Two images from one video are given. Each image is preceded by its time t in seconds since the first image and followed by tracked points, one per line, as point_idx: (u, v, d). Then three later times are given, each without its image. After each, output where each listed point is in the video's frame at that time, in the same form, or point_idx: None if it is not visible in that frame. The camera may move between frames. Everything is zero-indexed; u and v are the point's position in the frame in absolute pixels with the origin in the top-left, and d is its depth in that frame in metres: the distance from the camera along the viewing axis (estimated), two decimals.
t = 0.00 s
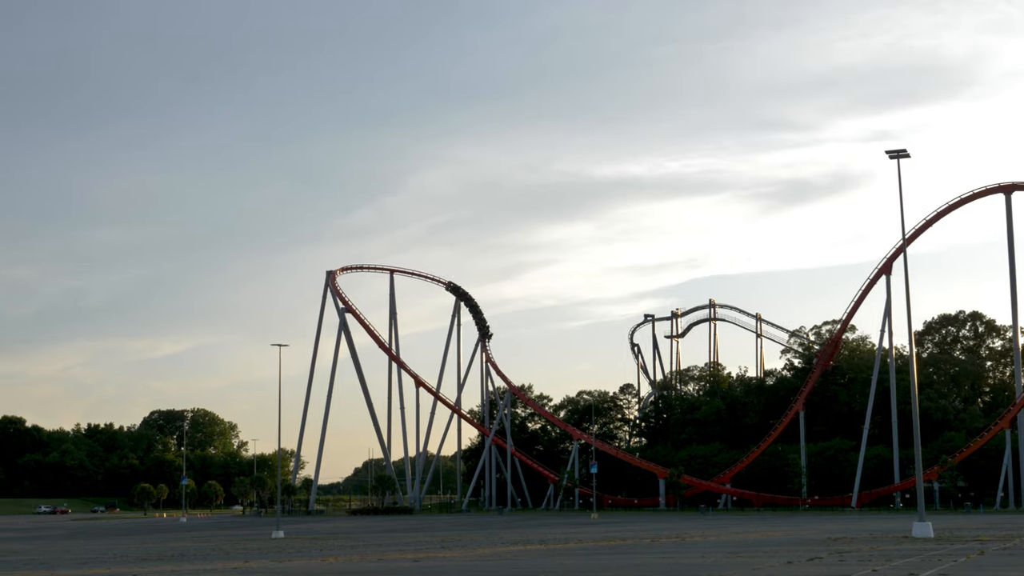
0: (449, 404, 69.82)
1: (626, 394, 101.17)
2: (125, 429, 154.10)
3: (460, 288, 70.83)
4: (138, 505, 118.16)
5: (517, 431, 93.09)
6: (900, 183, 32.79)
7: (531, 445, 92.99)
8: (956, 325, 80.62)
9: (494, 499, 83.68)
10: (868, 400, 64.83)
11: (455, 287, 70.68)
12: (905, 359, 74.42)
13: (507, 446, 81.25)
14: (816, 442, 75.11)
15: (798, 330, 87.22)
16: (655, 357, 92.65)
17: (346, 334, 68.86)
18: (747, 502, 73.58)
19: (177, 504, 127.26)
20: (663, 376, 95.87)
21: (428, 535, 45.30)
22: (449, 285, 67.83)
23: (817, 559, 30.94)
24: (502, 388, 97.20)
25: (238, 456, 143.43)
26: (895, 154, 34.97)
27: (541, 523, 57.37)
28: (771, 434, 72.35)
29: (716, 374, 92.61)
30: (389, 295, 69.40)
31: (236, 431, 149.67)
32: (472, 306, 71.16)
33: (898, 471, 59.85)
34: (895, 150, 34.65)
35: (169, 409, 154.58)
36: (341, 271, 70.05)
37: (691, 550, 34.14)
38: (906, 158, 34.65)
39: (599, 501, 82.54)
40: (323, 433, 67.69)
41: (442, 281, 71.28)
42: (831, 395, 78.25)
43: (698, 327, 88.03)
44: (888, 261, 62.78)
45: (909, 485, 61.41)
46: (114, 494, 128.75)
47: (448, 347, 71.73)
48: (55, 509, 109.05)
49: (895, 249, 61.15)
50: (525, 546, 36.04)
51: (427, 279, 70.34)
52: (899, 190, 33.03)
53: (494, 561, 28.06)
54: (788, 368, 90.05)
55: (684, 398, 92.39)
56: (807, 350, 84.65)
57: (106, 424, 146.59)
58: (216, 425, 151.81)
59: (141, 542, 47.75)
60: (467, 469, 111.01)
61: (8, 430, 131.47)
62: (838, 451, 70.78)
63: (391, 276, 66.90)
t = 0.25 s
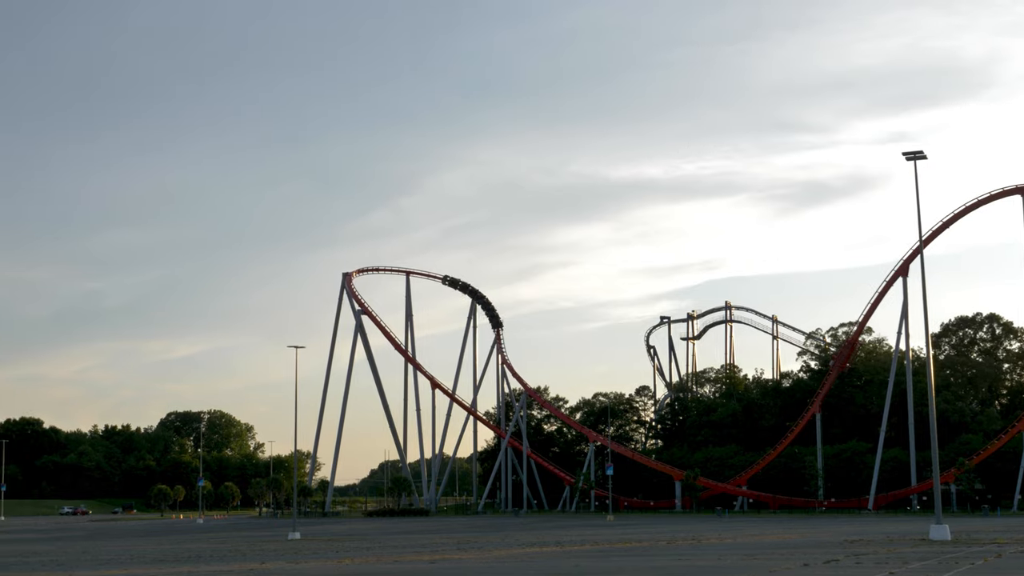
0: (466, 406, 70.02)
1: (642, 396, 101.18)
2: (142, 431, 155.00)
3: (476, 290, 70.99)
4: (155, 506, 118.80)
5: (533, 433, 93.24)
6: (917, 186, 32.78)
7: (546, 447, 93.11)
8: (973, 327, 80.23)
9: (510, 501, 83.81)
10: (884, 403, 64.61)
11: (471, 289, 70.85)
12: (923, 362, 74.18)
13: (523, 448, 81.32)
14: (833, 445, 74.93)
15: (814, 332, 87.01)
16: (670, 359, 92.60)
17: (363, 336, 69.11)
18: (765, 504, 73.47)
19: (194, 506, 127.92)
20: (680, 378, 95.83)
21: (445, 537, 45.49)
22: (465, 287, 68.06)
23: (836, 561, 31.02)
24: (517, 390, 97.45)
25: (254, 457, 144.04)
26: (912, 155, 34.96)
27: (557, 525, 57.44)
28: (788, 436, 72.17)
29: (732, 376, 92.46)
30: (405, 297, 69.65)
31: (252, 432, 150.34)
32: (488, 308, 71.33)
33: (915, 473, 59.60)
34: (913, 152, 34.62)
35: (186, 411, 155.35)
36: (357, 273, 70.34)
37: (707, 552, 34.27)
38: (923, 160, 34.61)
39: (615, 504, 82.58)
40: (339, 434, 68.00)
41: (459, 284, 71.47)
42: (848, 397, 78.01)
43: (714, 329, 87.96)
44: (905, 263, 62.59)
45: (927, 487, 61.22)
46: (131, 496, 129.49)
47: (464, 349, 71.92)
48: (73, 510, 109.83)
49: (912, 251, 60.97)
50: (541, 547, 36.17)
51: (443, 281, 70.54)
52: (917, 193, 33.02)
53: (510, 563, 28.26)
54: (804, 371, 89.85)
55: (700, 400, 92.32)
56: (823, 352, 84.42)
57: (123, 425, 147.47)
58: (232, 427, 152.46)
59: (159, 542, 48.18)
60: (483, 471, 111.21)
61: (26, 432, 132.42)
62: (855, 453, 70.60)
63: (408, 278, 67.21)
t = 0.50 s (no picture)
0: (482, 408, 70.22)
1: (657, 397, 101.15)
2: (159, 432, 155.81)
3: (492, 291, 71.15)
4: (173, 508, 119.50)
5: (548, 434, 93.38)
6: (934, 188, 32.79)
7: (562, 449, 93.25)
8: (990, 329, 79.88)
9: (526, 502, 83.96)
10: (902, 405, 64.37)
11: (486, 290, 71.03)
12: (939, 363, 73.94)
13: (539, 450, 81.45)
14: (849, 446, 74.77)
15: (831, 333, 86.81)
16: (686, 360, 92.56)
17: (378, 337, 69.40)
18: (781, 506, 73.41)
19: (211, 507, 128.62)
20: (695, 379, 95.73)
21: (461, 538, 45.73)
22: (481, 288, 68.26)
23: (852, 564, 31.10)
24: (533, 391, 97.65)
25: (270, 459, 144.58)
26: (928, 155, 34.90)
27: (573, 527, 57.55)
28: (804, 438, 72.05)
29: (748, 377, 92.35)
30: (421, 298, 69.89)
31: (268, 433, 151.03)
32: (503, 310, 71.54)
33: (932, 475, 59.38)
34: (929, 153, 34.63)
35: (202, 412, 156.00)
36: (373, 275, 70.65)
37: (723, 554, 34.38)
38: (940, 162, 34.65)
39: (631, 506, 82.63)
40: (355, 435, 68.33)
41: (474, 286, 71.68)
42: (865, 398, 77.81)
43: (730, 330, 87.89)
44: (921, 264, 62.43)
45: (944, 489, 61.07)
46: (148, 497, 130.18)
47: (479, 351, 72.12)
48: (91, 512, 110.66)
49: (929, 252, 60.75)
50: (558, 549, 36.36)
51: (459, 282, 70.74)
52: (934, 195, 33.03)
53: (525, 564, 28.44)
54: (820, 372, 89.66)
55: (716, 401, 92.25)
56: (840, 354, 84.22)
57: (139, 427, 148.24)
58: (248, 428, 153.02)
59: (178, 543, 48.60)
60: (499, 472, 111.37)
61: (43, 433, 133.31)
62: (871, 455, 70.45)
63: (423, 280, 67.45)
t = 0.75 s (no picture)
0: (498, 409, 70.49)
1: (674, 398, 101.16)
2: (176, 433, 156.79)
3: (509, 293, 71.47)
4: (190, 508, 120.23)
5: (565, 435, 93.58)
6: (952, 188, 32.86)
7: (578, 450, 93.43)
8: (1009, 330, 79.53)
9: (543, 503, 84.16)
10: (919, 405, 64.22)
11: (503, 292, 71.38)
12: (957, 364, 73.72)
13: (555, 450, 81.62)
14: (867, 447, 74.67)
15: (848, 334, 86.63)
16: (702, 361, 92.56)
17: (395, 338, 69.72)
18: (798, 506, 73.38)
19: (228, 507, 129.32)
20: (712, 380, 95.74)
21: (478, 539, 46.02)
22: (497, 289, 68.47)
23: (869, 565, 31.24)
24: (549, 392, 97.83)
25: (286, 459, 145.24)
26: (947, 157, 34.96)
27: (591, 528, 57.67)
28: (821, 438, 71.97)
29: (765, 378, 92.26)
30: (438, 300, 70.21)
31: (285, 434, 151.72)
32: (520, 311, 71.77)
33: (950, 475, 59.28)
34: (947, 154, 34.69)
35: (219, 413, 156.86)
36: (389, 276, 70.96)
37: (740, 555, 34.56)
38: (958, 162, 34.70)
39: (647, 506, 82.73)
40: (372, 436, 68.70)
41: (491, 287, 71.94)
42: (882, 399, 77.66)
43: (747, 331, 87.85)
44: (939, 265, 62.30)
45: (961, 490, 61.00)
46: (165, 498, 130.96)
47: (496, 351, 72.36)
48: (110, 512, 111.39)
49: (946, 252, 60.67)
50: (577, 550, 36.60)
51: (476, 284, 71.04)
52: (952, 195, 33.11)
53: (543, 565, 28.57)
54: (838, 373, 89.49)
55: (733, 402, 92.23)
56: (857, 355, 84.06)
57: (157, 427, 149.19)
58: (265, 429, 153.71)
59: (197, 544, 49.04)
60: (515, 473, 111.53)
61: (61, 434, 134.39)
62: (889, 456, 70.36)
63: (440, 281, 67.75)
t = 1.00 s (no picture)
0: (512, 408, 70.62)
1: (688, 398, 101.12)
2: (191, 433, 157.55)
3: (522, 292, 71.54)
4: (205, 508, 120.79)
5: (579, 435, 93.68)
6: (967, 187, 32.87)
7: (592, 450, 93.54)
8: None
9: (557, 503, 84.28)
10: (934, 405, 63.96)
11: (517, 291, 71.46)
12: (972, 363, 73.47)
13: (569, 450, 81.69)
14: (881, 447, 74.51)
15: (862, 333, 86.43)
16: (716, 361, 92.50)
17: (409, 338, 69.94)
18: (812, 506, 73.29)
19: (243, 507, 129.87)
20: (726, 379, 95.67)
21: (492, 539, 46.18)
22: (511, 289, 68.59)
23: (882, 565, 31.25)
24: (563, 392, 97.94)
25: (301, 459, 145.74)
26: (961, 155, 34.93)
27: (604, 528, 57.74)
28: (835, 438, 71.83)
29: (779, 378, 92.13)
30: (452, 300, 70.36)
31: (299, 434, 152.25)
32: (533, 311, 71.87)
33: (964, 474, 59.10)
34: (961, 152, 34.70)
35: (233, 413, 157.52)
36: (403, 276, 71.19)
37: (753, 555, 34.62)
38: (972, 161, 34.70)
39: (661, 506, 82.75)
40: (386, 435, 68.91)
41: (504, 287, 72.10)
42: (897, 399, 77.45)
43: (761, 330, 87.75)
44: (954, 264, 62.12)
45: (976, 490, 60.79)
46: (179, 498, 131.54)
47: (510, 351, 72.46)
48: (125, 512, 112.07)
49: (961, 251, 60.47)
50: (591, 550, 36.71)
51: (489, 283, 71.16)
52: (967, 194, 33.10)
53: (555, 565, 28.63)
54: (852, 372, 89.29)
55: (747, 402, 92.12)
56: (871, 354, 83.83)
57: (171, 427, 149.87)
58: (279, 429, 154.29)
59: (212, 544, 49.35)
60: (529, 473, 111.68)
61: (76, 434, 135.16)
62: (903, 456, 70.18)
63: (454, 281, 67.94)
